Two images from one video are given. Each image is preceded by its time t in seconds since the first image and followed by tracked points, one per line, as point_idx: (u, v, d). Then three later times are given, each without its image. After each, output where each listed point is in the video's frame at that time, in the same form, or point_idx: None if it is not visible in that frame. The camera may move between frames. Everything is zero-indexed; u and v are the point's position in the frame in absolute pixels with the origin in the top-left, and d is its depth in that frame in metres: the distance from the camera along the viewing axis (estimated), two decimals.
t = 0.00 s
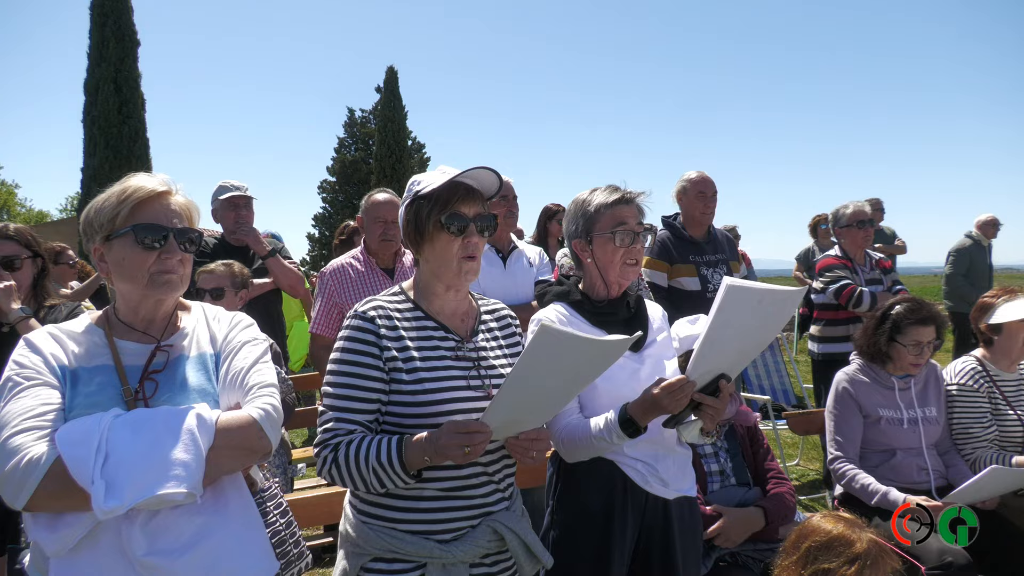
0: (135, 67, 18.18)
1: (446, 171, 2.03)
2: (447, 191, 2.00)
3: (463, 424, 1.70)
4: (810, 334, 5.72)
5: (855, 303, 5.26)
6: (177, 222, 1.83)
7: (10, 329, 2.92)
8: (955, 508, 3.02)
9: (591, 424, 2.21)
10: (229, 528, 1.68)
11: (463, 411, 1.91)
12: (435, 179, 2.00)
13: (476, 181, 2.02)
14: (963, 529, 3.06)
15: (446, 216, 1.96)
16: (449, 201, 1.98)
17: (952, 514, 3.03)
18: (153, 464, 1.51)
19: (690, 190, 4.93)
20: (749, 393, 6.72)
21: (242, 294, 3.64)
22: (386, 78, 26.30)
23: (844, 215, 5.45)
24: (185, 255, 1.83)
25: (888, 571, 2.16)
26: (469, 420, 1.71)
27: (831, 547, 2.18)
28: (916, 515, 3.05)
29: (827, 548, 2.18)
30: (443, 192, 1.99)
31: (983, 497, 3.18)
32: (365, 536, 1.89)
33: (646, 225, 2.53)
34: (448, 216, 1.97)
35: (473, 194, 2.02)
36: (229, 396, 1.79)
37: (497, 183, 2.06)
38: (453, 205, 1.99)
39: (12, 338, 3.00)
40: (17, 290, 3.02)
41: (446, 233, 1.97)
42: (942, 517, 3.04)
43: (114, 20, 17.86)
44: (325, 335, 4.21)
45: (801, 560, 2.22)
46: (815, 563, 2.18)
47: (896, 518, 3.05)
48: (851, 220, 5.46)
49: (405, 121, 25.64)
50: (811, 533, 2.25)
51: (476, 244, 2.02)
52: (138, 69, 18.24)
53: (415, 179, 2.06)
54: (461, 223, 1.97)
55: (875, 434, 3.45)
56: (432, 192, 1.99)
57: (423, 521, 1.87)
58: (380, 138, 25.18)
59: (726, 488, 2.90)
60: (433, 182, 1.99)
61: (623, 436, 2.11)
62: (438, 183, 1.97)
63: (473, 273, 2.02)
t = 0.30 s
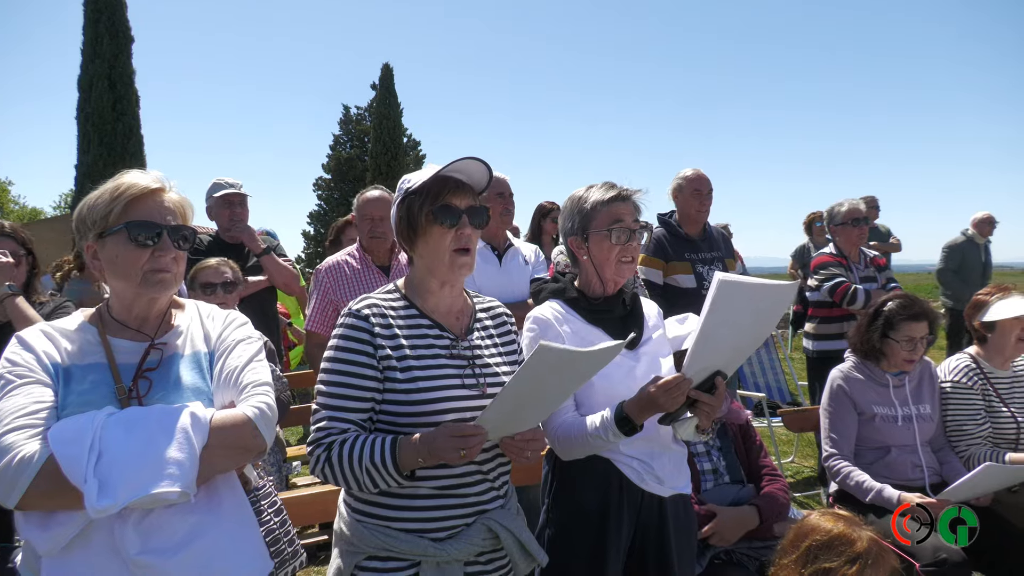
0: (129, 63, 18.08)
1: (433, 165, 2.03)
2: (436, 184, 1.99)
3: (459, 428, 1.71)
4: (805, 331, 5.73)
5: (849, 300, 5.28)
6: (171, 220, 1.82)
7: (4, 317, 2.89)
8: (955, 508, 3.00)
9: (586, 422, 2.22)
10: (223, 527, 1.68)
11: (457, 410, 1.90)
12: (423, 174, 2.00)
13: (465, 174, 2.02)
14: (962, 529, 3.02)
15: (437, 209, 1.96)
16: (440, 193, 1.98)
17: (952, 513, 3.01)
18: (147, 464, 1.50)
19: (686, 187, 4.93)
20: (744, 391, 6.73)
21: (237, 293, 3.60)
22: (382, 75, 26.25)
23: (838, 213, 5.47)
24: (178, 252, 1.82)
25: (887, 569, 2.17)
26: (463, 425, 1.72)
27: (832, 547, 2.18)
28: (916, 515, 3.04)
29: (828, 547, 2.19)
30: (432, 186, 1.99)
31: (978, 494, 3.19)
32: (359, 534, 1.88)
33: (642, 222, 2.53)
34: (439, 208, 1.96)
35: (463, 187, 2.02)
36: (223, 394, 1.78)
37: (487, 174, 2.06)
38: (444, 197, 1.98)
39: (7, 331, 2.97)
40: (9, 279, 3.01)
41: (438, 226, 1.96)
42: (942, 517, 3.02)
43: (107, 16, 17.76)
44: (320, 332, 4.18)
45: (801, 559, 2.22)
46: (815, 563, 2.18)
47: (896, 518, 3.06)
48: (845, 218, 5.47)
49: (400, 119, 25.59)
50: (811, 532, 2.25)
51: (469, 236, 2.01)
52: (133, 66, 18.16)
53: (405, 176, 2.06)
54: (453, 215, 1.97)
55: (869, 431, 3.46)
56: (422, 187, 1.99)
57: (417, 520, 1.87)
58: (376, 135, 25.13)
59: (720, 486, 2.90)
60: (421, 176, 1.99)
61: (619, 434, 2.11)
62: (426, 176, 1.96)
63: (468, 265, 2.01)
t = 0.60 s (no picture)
0: (119, 59, 17.94)
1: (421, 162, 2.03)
2: (425, 181, 1.98)
3: (459, 430, 1.71)
4: (797, 329, 5.75)
5: (841, 298, 5.30)
6: (161, 217, 1.81)
7: None
8: (955, 508, 3.05)
9: (579, 420, 2.21)
10: (213, 526, 1.66)
11: (449, 409, 1.90)
12: (410, 172, 1.99)
13: (453, 171, 2.02)
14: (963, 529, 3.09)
15: (426, 206, 1.95)
16: (429, 190, 1.98)
17: (952, 513, 3.06)
18: (136, 464, 1.49)
19: (679, 185, 4.93)
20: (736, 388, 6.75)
21: (229, 291, 3.56)
22: (374, 72, 26.17)
23: (829, 210, 5.49)
24: (169, 250, 1.81)
25: (881, 565, 2.19)
26: (465, 426, 1.72)
27: (826, 545, 2.19)
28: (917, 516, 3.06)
29: (822, 546, 2.20)
30: (419, 183, 1.98)
31: (969, 491, 3.21)
32: (350, 534, 1.87)
33: (636, 220, 2.53)
34: (428, 205, 1.96)
35: (452, 184, 2.01)
36: (214, 393, 1.77)
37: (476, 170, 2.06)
38: (432, 194, 1.98)
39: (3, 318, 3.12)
40: None
41: (427, 223, 1.96)
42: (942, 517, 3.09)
43: (97, 11, 17.62)
44: (311, 330, 4.14)
45: (796, 558, 2.23)
46: (810, 562, 2.19)
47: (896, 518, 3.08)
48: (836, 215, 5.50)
49: (392, 115, 25.52)
50: (805, 530, 2.25)
51: (459, 232, 2.01)
52: (123, 61, 18.03)
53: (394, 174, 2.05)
54: (442, 212, 1.96)
55: (859, 429, 3.48)
56: (410, 184, 1.98)
57: (408, 519, 1.86)
58: (368, 132, 25.05)
59: (710, 484, 2.91)
60: (409, 173, 1.98)
61: (612, 432, 2.11)
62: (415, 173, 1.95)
63: (457, 262, 2.00)
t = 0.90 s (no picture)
0: (100, 52, 17.67)
1: (407, 159, 2.01)
2: (411, 178, 1.96)
3: (448, 431, 1.70)
4: (780, 325, 5.79)
5: (824, 295, 5.35)
6: (142, 212, 1.77)
7: None
8: (955, 508, 3.21)
9: (564, 416, 2.21)
10: (194, 525, 1.64)
11: (433, 405, 1.88)
12: (396, 168, 1.97)
13: (439, 167, 2.00)
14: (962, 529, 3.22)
15: (410, 204, 1.93)
16: (414, 188, 1.95)
17: (953, 513, 3.21)
18: (114, 461, 1.46)
19: (665, 182, 4.94)
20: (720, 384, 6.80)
21: (211, 288, 3.51)
22: (360, 67, 26.02)
23: (813, 208, 5.53)
24: (150, 245, 1.77)
25: (861, 558, 2.21)
26: (453, 427, 1.72)
27: (808, 539, 2.20)
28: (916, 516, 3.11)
29: (804, 540, 2.21)
30: (405, 180, 1.96)
31: (948, 486, 3.25)
32: (332, 533, 1.86)
33: (621, 215, 2.53)
34: (413, 204, 1.94)
35: (438, 181, 1.99)
36: (195, 390, 1.74)
37: (463, 169, 2.05)
38: (417, 192, 1.96)
39: None
40: None
41: (411, 221, 1.94)
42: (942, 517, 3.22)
43: (77, 4, 17.34)
44: (296, 325, 4.17)
45: (779, 553, 2.24)
46: (793, 556, 2.21)
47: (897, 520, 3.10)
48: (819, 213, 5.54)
49: (377, 111, 25.38)
50: (787, 525, 2.27)
51: (443, 231, 1.99)
52: (103, 55, 17.76)
53: (378, 168, 2.03)
54: (426, 210, 1.94)
55: (842, 425, 3.51)
56: (395, 181, 1.96)
57: (390, 519, 1.85)
58: (353, 128, 24.91)
59: (694, 480, 2.93)
60: (395, 170, 1.96)
61: (598, 428, 2.11)
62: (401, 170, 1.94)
63: (440, 262, 1.99)
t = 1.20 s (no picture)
0: (74, 46, 17.33)
1: (385, 153, 1.99)
2: (389, 173, 1.95)
3: (428, 426, 1.69)
4: (759, 322, 5.84)
5: (802, 292, 5.41)
6: (115, 208, 1.74)
7: None
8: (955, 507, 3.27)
9: (546, 413, 2.21)
10: (170, 525, 1.61)
11: (414, 402, 1.88)
12: (374, 163, 1.95)
13: (417, 162, 1.99)
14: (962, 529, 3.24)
15: (389, 200, 1.92)
16: (392, 183, 1.94)
17: (952, 513, 3.27)
18: (88, 461, 1.43)
19: (646, 179, 4.96)
20: (700, 381, 6.85)
21: (185, 285, 3.46)
22: (340, 63, 25.82)
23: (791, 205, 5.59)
24: (124, 243, 1.74)
25: (837, 549, 2.24)
26: (432, 422, 1.71)
27: (785, 532, 2.23)
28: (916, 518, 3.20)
29: (781, 532, 2.23)
30: (383, 175, 1.94)
31: (922, 480, 3.30)
32: (310, 534, 1.84)
33: (600, 210, 2.53)
34: (391, 199, 1.92)
35: (416, 176, 1.98)
36: (170, 388, 1.71)
37: (442, 163, 2.04)
38: (396, 187, 1.94)
39: None
40: None
41: (390, 216, 1.92)
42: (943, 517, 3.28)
43: None
44: (274, 322, 4.13)
45: (756, 546, 2.26)
46: (770, 549, 2.23)
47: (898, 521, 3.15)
48: (797, 210, 5.60)
49: (358, 108, 25.20)
50: (763, 519, 2.29)
51: (422, 227, 1.98)
52: (77, 48, 17.42)
53: (355, 163, 2.01)
54: (405, 206, 1.93)
55: (819, 419, 3.55)
56: (373, 175, 1.94)
57: (369, 518, 1.84)
58: (333, 124, 24.70)
59: (677, 475, 2.95)
60: (373, 164, 1.94)
61: (579, 425, 2.11)
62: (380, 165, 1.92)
63: (420, 257, 1.98)
